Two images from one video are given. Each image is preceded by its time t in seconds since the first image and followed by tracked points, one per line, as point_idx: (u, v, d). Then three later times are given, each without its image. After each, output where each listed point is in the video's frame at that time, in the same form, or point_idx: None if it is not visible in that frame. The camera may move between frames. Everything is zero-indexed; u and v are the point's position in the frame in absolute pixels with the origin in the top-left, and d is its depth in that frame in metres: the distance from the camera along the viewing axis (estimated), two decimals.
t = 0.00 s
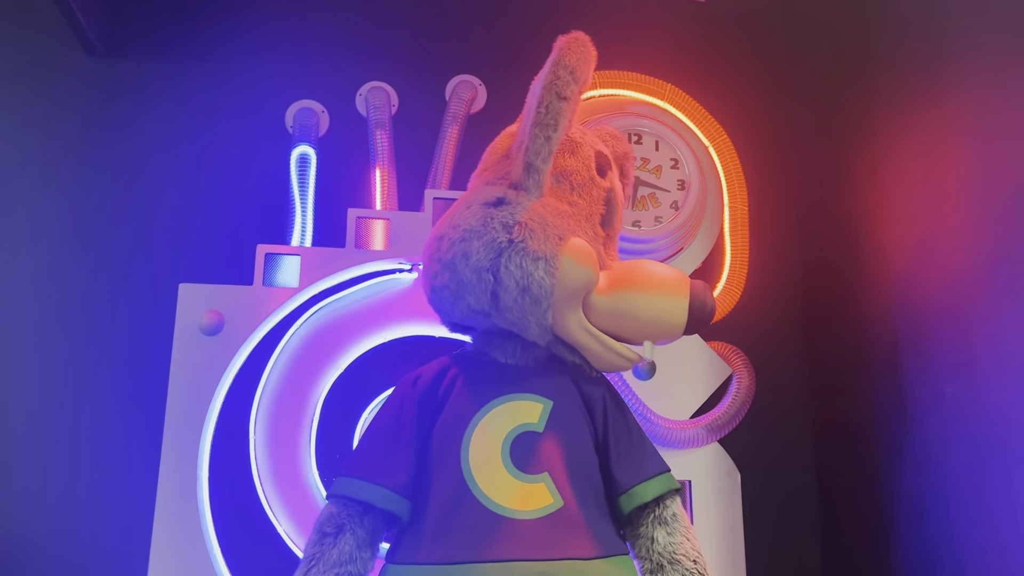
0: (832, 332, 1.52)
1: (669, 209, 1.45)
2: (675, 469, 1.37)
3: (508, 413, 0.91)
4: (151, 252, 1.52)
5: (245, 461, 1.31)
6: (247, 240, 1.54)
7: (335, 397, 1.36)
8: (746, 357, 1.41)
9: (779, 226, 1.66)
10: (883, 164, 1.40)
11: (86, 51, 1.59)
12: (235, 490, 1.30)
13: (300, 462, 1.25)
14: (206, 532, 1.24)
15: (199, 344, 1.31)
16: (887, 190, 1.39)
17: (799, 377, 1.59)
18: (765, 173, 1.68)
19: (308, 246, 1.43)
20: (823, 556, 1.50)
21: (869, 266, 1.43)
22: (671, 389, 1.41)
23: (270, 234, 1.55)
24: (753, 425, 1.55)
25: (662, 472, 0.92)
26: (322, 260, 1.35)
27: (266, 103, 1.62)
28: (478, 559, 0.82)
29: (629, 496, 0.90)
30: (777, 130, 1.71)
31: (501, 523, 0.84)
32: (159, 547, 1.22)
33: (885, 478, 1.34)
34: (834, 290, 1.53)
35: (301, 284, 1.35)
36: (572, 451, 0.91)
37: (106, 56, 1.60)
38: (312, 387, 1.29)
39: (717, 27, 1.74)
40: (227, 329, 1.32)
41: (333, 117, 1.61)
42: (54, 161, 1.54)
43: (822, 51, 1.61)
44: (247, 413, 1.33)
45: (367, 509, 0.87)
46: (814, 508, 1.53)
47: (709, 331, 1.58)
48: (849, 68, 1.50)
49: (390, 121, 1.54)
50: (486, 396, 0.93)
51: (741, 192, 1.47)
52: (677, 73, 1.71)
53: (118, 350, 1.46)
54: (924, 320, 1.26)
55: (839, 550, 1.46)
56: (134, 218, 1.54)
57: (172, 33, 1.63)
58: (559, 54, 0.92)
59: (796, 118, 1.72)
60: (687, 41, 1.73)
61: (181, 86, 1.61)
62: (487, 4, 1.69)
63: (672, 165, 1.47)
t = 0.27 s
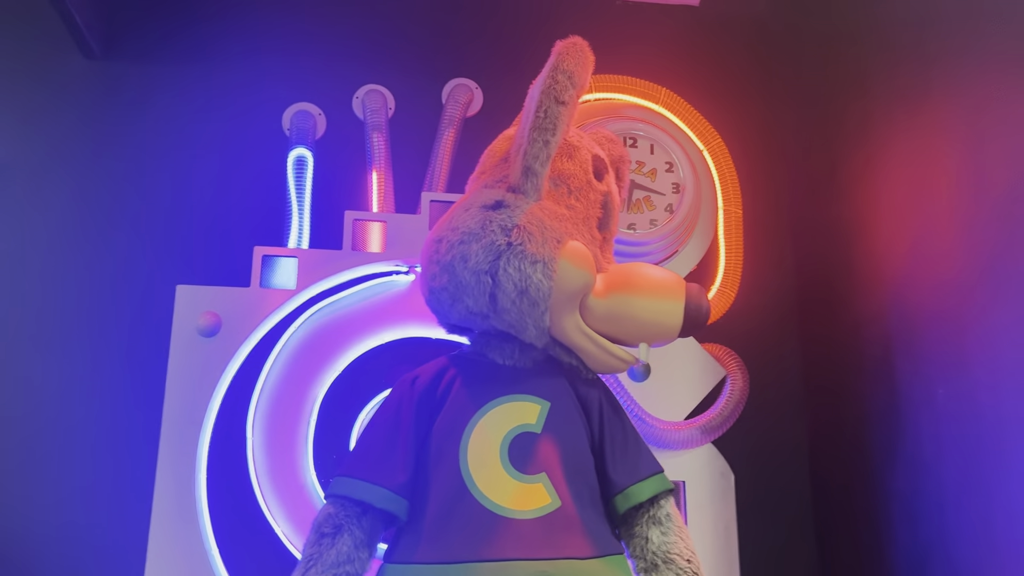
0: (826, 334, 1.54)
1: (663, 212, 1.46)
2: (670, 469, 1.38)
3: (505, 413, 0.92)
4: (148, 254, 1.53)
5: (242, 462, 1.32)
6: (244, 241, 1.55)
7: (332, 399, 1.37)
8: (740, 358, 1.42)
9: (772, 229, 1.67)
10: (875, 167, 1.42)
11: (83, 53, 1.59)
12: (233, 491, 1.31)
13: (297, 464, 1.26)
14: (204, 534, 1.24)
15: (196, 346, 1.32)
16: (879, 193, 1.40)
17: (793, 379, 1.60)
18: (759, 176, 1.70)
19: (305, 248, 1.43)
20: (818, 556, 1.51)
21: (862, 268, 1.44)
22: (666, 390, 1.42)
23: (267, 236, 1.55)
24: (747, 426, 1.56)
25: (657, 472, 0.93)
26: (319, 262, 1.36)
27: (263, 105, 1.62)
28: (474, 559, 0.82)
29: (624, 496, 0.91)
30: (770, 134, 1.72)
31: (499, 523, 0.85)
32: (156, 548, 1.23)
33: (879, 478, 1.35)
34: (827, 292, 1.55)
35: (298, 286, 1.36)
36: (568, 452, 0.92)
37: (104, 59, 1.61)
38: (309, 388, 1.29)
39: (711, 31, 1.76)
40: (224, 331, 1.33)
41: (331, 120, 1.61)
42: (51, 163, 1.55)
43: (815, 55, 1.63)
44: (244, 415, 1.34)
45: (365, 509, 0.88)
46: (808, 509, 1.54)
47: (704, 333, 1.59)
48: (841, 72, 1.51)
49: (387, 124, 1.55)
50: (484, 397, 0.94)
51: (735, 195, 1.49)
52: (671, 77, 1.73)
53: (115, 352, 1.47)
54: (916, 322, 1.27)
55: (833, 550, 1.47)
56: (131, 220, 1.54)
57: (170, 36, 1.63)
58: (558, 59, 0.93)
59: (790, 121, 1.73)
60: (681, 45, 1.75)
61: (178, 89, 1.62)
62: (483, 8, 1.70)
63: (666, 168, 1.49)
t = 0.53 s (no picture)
0: (820, 334, 1.55)
1: (659, 212, 1.47)
2: (665, 468, 1.39)
3: (502, 412, 0.93)
4: (146, 252, 1.53)
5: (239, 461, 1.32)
6: (242, 240, 1.55)
7: (329, 398, 1.38)
8: (735, 357, 1.42)
9: (768, 229, 1.69)
10: (869, 169, 1.43)
11: (82, 52, 1.60)
12: (231, 490, 1.31)
13: (295, 462, 1.26)
14: (201, 531, 1.25)
15: (194, 345, 1.32)
16: (873, 194, 1.41)
17: (788, 378, 1.62)
18: (754, 177, 1.71)
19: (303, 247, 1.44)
20: (812, 555, 1.52)
21: (856, 268, 1.45)
22: (662, 390, 1.43)
23: (265, 235, 1.56)
24: (742, 425, 1.57)
25: (651, 471, 0.94)
26: (316, 262, 1.37)
27: (262, 104, 1.63)
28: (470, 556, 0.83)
29: (618, 493, 0.92)
30: (765, 135, 1.74)
31: (496, 520, 0.86)
32: (154, 546, 1.23)
33: (872, 477, 1.37)
34: (822, 292, 1.56)
35: (297, 285, 1.36)
36: (564, 449, 0.93)
37: (102, 57, 1.61)
38: (307, 387, 1.30)
39: (707, 33, 1.77)
40: (222, 329, 1.34)
41: (328, 119, 1.62)
42: (50, 162, 1.55)
43: (810, 57, 1.64)
44: (242, 413, 1.34)
45: (362, 506, 0.89)
46: (803, 507, 1.55)
47: (699, 333, 1.60)
48: (836, 74, 1.53)
49: (384, 124, 1.56)
50: (482, 395, 0.94)
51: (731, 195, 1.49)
52: (667, 78, 1.74)
53: (114, 350, 1.47)
54: (909, 322, 1.29)
55: (827, 549, 1.48)
56: (130, 219, 1.54)
57: (168, 35, 1.64)
58: (558, 62, 0.94)
59: (785, 122, 1.75)
60: (677, 47, 1.76)
61: (176, 88, 1.62)
62: (481, 8, 1.71)
63: (662, 169, 1.50)
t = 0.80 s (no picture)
0: (815, 332, 1.56)
1: (655, 212, 1.48)
2: (662, 467, 1.40)
3: (498, 410, 0.94)
4: (146, 252, 1.54)
5: (237, 460, 1.33)
6: (241, 240, 1.56)
7: (327, 398, 1.38)
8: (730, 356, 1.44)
9: (763, 229, 1.70)
10: (864, 169, 1.44)
11: (82, 53, 1.60)
12: (230, 488, 1.32)
13: (293, 461, 1.28)
14: (201, 530, 1.26)
15: (194, 344, 1.33)
16: (868, 194, 1.43)
17: (784, 377, 1.63)
18: (750, 176, 1.72)
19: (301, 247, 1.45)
20: (807, 551, 1.54)
21: (851, 268, 1.46)
22: (658, 389, 1.44)
23: (263, 235, 1.57)
24: (737, 423, 1.58)
25: (646, 469, 0.95)
26: (314, 262, 1.38)
27: (261, 105, 1.64)
28: (467, 553, 0.84)
29: (613, 491, 0.93)
30: (761, 135, 1.75)
31: (492, 518, 0.87)
32: (154, 544, 1.25)
33: (867, 475, 1.38)
34: (817, 292, 1.57)
35: (295, 285, 1.37)
36: (560, 447, 0.94)
37: (102, 59, 1.62)
38: (305, 386, 1.31)
39: (704, 33, 1.78)
40: (221, 329, 1.34)
41: (327, 120, 1.63)
42: (51, 162, 1.56)
43: (806, 58, 1.65)
44: (241, 412, 1.35)
45: (360, 504, 0.90)
46: (798, 505, 1.56)
47: (695, 332, 1.61)
48: (832, 75, 1.54)
49: (382, 124, 1.57)
50: (478, 394, 0.95)
51: (726, 196, 1.50)
52: (664, 78, 1.75)
53: (114, 350, 1.48)
54: (903, 321, 1.30)
55: (822, 545, 1.50)
56: (130, 219, 1.55)
57: (168, 37, 1.65)
58: (552, 64, 0.95)
59: (780, 123, 1.75)
60: (674, 47, 1.77)
61: (176, 89, 1.63)
62: (479, 9, 1.72)
63: (658, 169, 1.51)
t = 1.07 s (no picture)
0: (812, 332, 1.57)
1: (652, 212, 1.49)
2: (659, 465, 1.41)
3: (496, 410, 0.95)
4: (145, 252, 1.55)
5: (237, 459, 1.34)
6: (240, 240, 1.57)
7: (326, 397, 1.39)
8: (727, 356, 1.45)
9: (760, 229, 1.70)
10: (859, 169, 1.45)
11: (82, 54, 1.61)
12: (230, 487, 1.33)
13: (292, 460, 1.28)
14: (201, 528, 1.27)
15: (193, 344, 1.34)
16: (863, 194, 1.44)
17: (780, 376, 1.64)
18: (746, 176, 1.73)
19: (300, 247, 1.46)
20: (803, 549, 1.55)
21: (846, 268, 1.47)
22: (655, 388, 1.45)
23: (262, 235, 1.58)
24: (734, 422, 1.59)
25: (642, 468, 0.96)
26: (313, 262, 1.39)
27: (260, 105, 1.64)
28: (464, 550, 0.85)
29: (610, 489, 0.94)
30: (758, 135, 1.76)
31: (489, 516, 0.88)
32: (154, 542, 1.25)
33: (861, 473, 1.39)
34: (813, 291, 1.58)
35: (294, 285, 1.38)
36: (556, 446, 0.95)
37: (102, 59, 1.63)
38: (304, 386, 1.32)
39: (701, 34, 1.79)
40: (221, 328, 1.35)
41: (326, 120, 1.64)
42: (50, 163, 1.57)
43: (802, 59, 1.66)
44: (240, 412, 1.36)
45: (359, 502, 0.91)
46: (794, 503, 1.57)
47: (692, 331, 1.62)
48: (827, 76, 1.55)
49: (381, 125, 1.58)
50: (476, 394, 0.96)
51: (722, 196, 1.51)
52: (661, 79, 1.76)
53: (113, 349, 1.49)
54: (898, 320, 1.31)
55: (818, 543, 1.51)
56: (129, 219, 1.56)
57: (167, 37, 1.65)
58: (550, 67, 0.96)
59: (776, 123, 1.76)
60: (672, 48, 1.77)
61: (175, 90, 1.64)
62: (477, 9, 1.73)
63: (655, 170, 1.51)
